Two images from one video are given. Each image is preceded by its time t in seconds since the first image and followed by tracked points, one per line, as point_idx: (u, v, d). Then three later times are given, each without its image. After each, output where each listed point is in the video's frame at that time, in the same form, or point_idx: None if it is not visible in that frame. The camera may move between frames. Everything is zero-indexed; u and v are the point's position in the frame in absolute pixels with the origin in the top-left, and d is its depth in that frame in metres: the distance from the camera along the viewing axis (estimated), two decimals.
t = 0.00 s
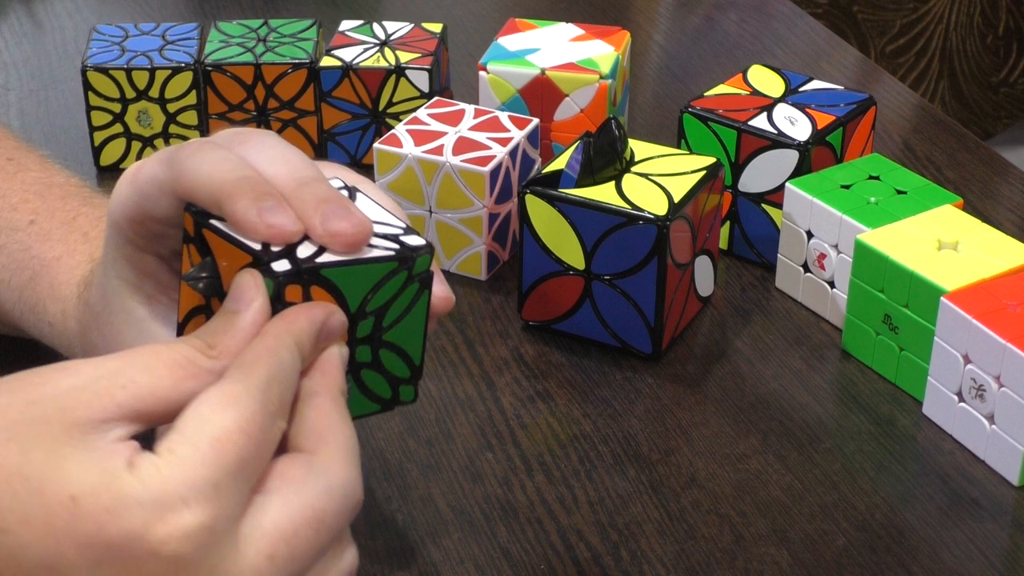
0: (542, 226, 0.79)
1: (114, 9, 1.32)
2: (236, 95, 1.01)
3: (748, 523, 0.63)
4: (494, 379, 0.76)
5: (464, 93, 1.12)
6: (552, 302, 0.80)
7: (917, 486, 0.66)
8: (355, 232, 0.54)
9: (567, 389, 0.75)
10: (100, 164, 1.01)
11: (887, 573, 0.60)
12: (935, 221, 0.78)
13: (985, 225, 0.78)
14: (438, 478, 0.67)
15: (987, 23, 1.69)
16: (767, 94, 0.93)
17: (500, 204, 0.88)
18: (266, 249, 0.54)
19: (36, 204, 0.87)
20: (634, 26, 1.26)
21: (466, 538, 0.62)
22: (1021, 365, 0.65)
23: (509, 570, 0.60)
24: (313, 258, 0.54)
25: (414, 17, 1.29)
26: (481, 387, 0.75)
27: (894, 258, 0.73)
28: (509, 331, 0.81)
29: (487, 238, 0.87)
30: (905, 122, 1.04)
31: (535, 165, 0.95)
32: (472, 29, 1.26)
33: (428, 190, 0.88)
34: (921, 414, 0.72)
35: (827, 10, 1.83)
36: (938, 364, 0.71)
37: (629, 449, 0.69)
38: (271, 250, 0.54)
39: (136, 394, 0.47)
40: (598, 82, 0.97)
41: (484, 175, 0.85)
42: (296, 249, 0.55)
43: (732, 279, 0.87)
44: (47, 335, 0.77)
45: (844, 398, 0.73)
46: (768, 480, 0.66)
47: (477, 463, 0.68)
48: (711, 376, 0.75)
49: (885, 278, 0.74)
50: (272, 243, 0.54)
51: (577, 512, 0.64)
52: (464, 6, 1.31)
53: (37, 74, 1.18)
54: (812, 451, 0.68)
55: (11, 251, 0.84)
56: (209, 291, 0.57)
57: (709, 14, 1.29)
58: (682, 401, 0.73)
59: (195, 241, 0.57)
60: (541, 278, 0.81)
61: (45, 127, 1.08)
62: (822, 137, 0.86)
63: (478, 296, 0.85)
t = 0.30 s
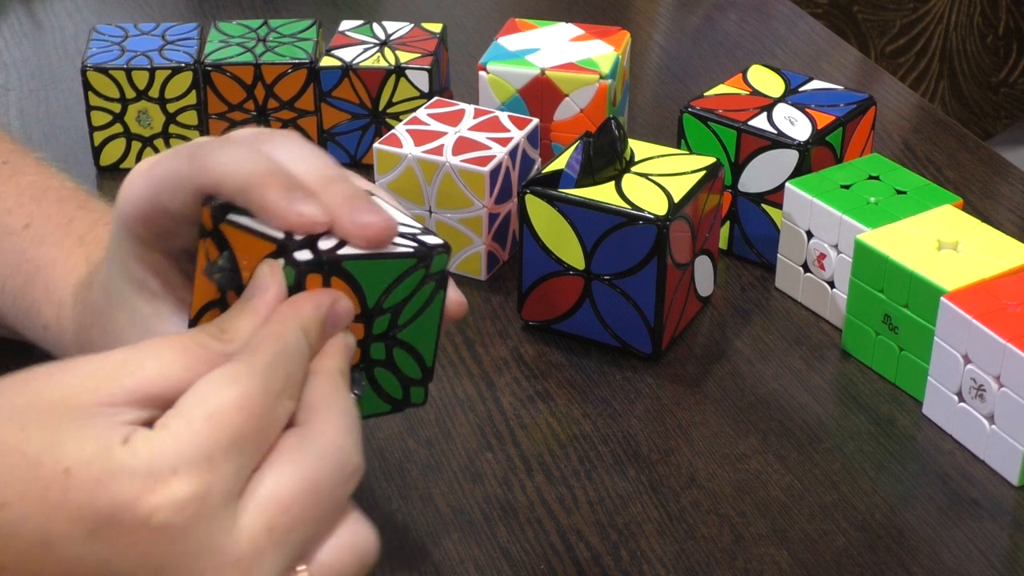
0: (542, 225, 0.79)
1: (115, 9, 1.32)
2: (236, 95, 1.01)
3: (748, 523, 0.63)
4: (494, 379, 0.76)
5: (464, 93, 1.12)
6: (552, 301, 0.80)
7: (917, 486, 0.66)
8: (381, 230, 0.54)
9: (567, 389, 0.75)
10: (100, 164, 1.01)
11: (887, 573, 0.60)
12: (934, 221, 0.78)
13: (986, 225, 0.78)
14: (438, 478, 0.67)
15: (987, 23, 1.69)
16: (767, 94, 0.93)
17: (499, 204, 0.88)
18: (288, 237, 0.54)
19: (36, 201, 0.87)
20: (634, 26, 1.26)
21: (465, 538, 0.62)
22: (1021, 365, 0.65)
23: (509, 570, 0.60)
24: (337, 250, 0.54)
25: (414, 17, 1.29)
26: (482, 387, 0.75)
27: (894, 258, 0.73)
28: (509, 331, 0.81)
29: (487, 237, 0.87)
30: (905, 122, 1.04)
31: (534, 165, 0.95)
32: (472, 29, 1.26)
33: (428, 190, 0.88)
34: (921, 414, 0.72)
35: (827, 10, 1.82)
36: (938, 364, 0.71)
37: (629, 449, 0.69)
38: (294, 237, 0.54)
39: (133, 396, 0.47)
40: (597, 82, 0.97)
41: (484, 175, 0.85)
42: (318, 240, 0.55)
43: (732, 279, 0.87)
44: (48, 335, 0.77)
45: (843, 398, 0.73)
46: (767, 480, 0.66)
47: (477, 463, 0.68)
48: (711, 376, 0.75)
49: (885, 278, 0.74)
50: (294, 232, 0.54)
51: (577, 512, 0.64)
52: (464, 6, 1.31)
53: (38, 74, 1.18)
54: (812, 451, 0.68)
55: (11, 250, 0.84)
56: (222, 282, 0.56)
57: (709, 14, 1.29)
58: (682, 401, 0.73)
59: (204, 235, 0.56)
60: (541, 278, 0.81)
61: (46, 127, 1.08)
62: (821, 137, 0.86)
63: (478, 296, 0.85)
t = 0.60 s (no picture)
0: (542, 226, 0.79)
1: (115, 9, 1.32)
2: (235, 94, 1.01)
3: (748, 523, 0.63)
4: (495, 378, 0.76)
5: (463, 93, 1.12)
6: (553, 301, 0.80)
7: (916, 486, 0.66)
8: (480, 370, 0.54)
9: (567, 389, 0.75)
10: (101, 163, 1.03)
11: (888, 573, 0.60)
12: (934, 221, 0.78)
13: (986, 225, 0.78)
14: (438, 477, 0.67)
15: (987, 23, 1.69)
16: (767, 94, 0.93)
17: (500, 204, 0.88)
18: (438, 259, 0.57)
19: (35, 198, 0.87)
20: (634, 26, 1.26)
21: (466, 537, 0.62)
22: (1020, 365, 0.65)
23: (510, 570, 0.60)
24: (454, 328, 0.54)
25: (413, 17, 1.29)
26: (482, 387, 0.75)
27: (894, 258, 0.73)
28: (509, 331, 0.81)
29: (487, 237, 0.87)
30: (904, 122, 1.04)
31: (535, 166, 0.95)
32: (472, 29, 1.26)
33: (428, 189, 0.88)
34: (921, 414, 0.72)
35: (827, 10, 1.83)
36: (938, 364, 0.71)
37: (629, 449, 0.69)
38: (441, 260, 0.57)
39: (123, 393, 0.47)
40: (597, 82, 0.97)
41: (484, 175, 0.85)
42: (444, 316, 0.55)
43: (732, 279, 0.87)
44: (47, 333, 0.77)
45: (843, 398, 0.73)
46: (767, 480, 0.66)
47: (477, 463, 0.68)
48: (711, 376, 0.75)
49: (885, 278, 0.74)
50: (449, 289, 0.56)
51: (577, 512, 0.64)
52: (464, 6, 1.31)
53: (38, 74, 1.18)
54: (812, 451, 0.68)
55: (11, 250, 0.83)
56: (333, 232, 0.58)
57: (709, 14, 1.29)
58: (682, 400, 0.73)
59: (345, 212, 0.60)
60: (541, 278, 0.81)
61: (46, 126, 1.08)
62: (821, 137, 0.86)
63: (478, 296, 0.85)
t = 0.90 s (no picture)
0: (542, 226, 0.79)
1: (115, 10, 1.32)
2: (236, 94, 1.01)
3: (748, 523, 0.63)
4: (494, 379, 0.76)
5: (464, 93, 1.12)
6: (552, 301, 0.80)
7: (917, 486, 0.66)
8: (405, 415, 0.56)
9: (567, 389, 0.75)
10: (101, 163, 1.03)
11: (888, 573, 0.60)
12: (935, 221, 0.78)
13: (986, 224, 0.78)
14: (438, 478, 0.67)
15: (987, 23, 1.69)
16: (767, 94, 0.93)
17: (500, 204, 0.88)
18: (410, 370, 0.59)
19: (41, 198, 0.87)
20: (634, 26, 1.26)
21: (465, 537, 0.62)
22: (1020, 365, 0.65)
23: (510, 570, 0.60)
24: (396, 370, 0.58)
25: (413, 17, 1.29)
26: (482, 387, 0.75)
27: (894, 258, 0.73)
28: (509, 332, 0.81)
29: (487, 237, 0.87)
30: (905, 122, 1.04)
31: (535, 166, 0.95)
32: (472, 29, 1.26)
33: (428, 189, 0.88)
34: (921, 414, 0.72)
35: (827, 10, 1.83)
36: (938, 364, 0.70)
37: (629, 449, 0.69)
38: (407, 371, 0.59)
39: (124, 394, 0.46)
40: (598, 82, 0.97)
41: (484, 175, 0.85)
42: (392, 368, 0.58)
43: (732, 279, 0.87)
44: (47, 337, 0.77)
45: (843, 397, 0.73)
46: (767, 480, 0.66)
47: (477, 463, 0.68)
48: (711, 376, 0.75)
49: (885, 278, 0.74)
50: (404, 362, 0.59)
51: (577, 512, 0.64)
52: (464, 6, 1.31)
53: (37, 74, 1.18)
54: (812, 451, 0.68)
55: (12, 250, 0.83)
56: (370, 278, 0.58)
57: (709, 14, 1.28)
58: (682, 401, 0.73)
59: (392, 259, 0.59)
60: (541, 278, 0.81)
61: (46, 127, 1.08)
62: (822, 137, 0.86)
63: (478, 296, 0.85)
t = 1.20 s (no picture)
0: (542, 226, 0.79)
1: (115, 9, 1.32)
2: (236, 94, 1.01)
3: (748, 523, 0.63)
4: (494, 379, 0.76)
5: (464, 93, 1.12)
6: (552, 301, 0.80)
7: (917, 486, 0.66)
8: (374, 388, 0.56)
9: (567, 389, 0.75)
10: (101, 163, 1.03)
11: (887, 573, 0.60)
12: (934, 221, 0.78)
13: (986, 224, 0.78)
14: (438, 478, 0.67)
15: (987, 23, 1.69)
16: (767, 94, 0.93)
17: (500, 204, 0.88)
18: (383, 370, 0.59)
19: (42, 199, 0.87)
20: (634, 26, 1.26)
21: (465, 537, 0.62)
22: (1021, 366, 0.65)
23: (510, 570, 0.60)
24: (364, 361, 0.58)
25: (414, 18, 1.29)
26: (482, 388, 0.75)
27: (894, 258, 0.73)
28: (509, 332, 0.81)
29: (487, 238, 0.86)
30: (905, 122, 1.04)
31: (535, 166, 0.95)
32: (472, 29, 1.26)
33: (428, 189, 0.88)
34: (921, 414, 0.72)
35: (827, 10, 1.83)
36: (938, 364, 0.70)
37: (629, 449, 0.69)
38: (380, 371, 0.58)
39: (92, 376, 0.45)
40: (597, 83, 0.97)
41: (484, 175, 0.85)
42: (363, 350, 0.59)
43: (732, 279, 0.87)
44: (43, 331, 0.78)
45: (844, 398, 0.73)
46: (767, 480, 0.66)
47: (477, 463, 0.68)
48: (711, 376, 0.75)
49: (885, 278, 0.74)
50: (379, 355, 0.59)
51: (577, 512, 0.64)
52: (464, 6, 1.31)
53: (37, 74, 1.18)
54: (812, 451, 0.68)
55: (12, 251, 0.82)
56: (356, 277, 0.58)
57: (709, 14, 1.28)
58: (681, 400, 0.73)
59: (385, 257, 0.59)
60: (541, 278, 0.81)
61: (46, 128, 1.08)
62: (821, 138, 0.86)
63: (478, 296, 0.85)
